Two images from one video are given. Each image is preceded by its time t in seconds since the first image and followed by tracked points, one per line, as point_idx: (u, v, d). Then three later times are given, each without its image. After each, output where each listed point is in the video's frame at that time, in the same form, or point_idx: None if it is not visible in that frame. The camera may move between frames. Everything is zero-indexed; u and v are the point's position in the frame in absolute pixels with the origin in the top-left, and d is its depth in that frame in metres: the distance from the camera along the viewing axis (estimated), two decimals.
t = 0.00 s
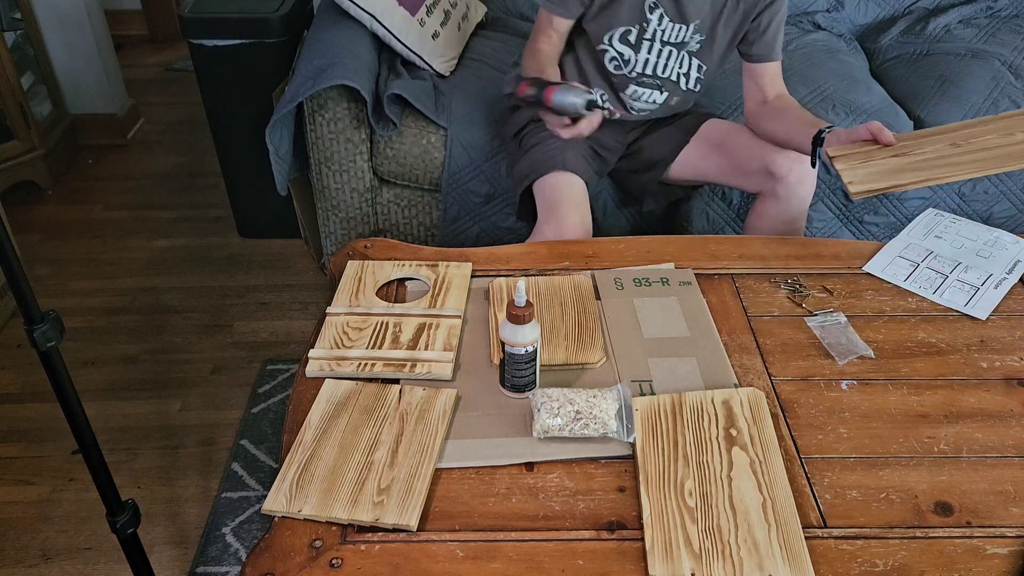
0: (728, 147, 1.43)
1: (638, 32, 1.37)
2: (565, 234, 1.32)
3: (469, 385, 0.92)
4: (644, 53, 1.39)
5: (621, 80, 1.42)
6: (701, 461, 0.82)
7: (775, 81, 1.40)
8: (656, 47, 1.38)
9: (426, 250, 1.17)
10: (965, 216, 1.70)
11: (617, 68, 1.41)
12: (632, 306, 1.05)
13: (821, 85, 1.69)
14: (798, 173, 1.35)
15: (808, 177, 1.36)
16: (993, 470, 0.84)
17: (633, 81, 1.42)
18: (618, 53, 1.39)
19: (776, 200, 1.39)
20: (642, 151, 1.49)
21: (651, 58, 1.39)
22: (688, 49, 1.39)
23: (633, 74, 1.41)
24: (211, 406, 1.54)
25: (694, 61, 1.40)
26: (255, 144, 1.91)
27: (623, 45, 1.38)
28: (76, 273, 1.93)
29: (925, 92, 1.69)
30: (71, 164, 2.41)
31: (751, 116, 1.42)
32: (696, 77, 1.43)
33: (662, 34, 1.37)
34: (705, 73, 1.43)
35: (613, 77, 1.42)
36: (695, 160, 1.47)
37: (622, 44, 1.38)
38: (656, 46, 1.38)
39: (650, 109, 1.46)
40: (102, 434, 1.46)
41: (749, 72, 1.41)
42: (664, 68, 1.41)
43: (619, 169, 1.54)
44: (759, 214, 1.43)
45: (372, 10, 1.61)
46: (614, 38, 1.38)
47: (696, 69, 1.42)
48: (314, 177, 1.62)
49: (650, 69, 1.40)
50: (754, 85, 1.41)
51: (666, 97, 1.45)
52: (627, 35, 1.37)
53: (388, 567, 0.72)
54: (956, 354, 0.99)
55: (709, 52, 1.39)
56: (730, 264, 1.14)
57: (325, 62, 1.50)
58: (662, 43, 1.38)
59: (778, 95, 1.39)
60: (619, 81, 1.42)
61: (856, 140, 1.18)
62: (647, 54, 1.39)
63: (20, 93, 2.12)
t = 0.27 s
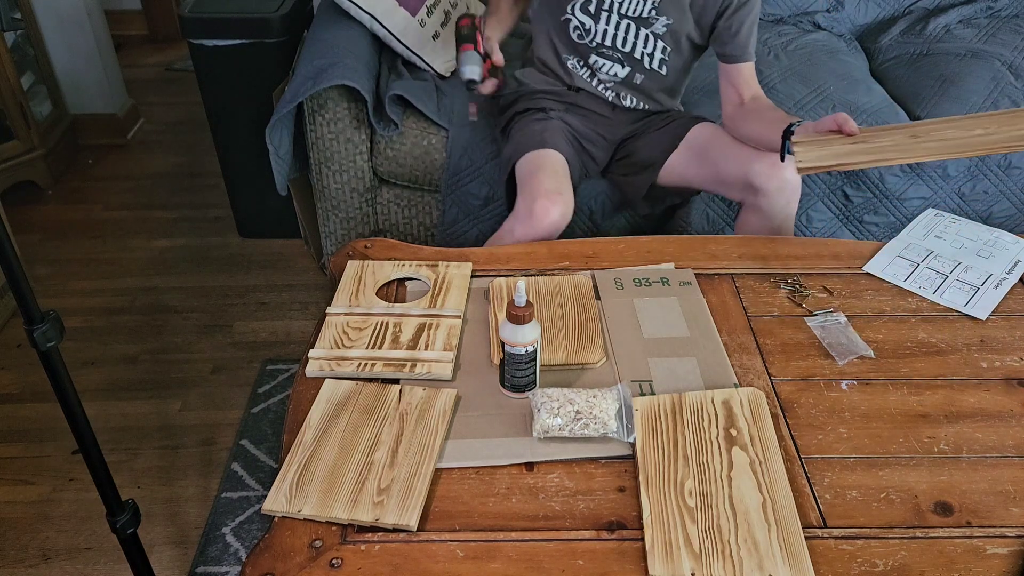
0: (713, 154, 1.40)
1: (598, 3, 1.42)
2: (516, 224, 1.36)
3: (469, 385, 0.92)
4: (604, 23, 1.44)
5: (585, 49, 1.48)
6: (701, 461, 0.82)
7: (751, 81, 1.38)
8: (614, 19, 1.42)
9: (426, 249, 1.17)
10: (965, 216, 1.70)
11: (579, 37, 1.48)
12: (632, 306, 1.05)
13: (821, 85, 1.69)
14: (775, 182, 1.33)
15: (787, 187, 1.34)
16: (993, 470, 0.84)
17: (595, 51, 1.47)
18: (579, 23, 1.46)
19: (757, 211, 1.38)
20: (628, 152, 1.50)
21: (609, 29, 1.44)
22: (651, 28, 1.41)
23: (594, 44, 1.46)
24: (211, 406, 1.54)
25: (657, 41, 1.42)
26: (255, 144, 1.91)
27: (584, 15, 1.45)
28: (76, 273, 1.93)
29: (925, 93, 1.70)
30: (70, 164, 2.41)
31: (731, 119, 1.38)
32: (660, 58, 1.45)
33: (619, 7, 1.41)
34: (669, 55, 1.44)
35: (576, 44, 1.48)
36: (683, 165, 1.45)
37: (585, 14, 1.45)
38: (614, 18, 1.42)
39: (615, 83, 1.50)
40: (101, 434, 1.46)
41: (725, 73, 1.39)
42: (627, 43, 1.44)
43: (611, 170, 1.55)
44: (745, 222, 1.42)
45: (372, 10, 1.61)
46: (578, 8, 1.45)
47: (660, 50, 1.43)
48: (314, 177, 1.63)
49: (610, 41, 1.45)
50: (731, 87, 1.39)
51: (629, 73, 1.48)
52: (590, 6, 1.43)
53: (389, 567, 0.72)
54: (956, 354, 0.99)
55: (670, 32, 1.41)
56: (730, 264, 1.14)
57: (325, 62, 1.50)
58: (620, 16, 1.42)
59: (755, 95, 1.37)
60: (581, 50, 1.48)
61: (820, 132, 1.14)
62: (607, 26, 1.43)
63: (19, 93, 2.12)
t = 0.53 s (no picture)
0: (673, 175, 1.35)
1: None
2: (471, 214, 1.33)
3: (469, 385, 0.92)
4: (576, 7, 1.43)
5: (561, 35, 1.47)
6: (701, 461, 0.82)
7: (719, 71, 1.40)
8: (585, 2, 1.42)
9: (426, 249, 1.17)
10: (964, 216, 1.70)
11: (553, 23, 1.46)
12: (632, 306, 1.05)
13: (821, 85, 1.69)
14: (720, 209, 1.27)
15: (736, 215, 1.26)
16: (993, 470, 0.84)
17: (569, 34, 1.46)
18: (552, 8, 1.45)
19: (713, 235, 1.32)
20: (608, 156, 1.50)
21: (581, 12, 1.43)
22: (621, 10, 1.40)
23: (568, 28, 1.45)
24: (211, 406, 1.54)
25: (626, 24, 1.41)
26: (255, 144, 1.91)
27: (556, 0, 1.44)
28: (76, 273, 1.93)
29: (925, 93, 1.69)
30: (71, 164, 2.41)
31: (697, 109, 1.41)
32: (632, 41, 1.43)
33: None
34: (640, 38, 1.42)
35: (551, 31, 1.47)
36: (650, 183, 1.42)
37: None
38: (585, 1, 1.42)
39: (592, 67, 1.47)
40: (101, 434, 1.46)
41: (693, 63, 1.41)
42: (599, 25, 1.43)
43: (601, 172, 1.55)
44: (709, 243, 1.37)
45: (372, 11, 1.61)
46: None
47: (631, 33, 1.42)
48: (314, 177, 1.63)
49: (583, 24, 1.44)
50: (698, 76, 1.42)
51: (606, 54, 1.46)
52: None
53: (388, 567, 0.72)
54: (956, 354, 0.99)
55: (640, 14, 1.40)
56: (730, 264, 1.14)
57: (325, 62, 1.50)
58: None
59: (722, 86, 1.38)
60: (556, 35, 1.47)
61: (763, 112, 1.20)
62: (579, 9, 1.43)
63: (20, 93, 2.12)
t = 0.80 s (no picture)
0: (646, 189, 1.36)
1: None
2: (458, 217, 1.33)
3: (469, 385, 0.92)
4: (559, 13, 1.43)
5: (547, 42, 1.46)
6: (701, 461, 0.82)
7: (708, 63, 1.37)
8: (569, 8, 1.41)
9: (426, 249, 1.17)
10: (964, 216, 1.70)
11: (538, 31, 1.46)
12: (632, 306, 1.05)
13: (821, 85, 1.69)
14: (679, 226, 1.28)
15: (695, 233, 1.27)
16: (994, 470, 0.84)
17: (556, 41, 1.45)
18: (536, 17, 1.44)
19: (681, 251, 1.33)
20: (602, 162, 1.50)
21: (566, 18, 1.42)
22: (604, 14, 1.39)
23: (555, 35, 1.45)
24: (211, 406, 1.54)
25: (609, 28, 1.40)
26: (254, 144, 1.91)
27: (539, 8, 1.43)
28: (77, 273, 1.93)
29: (925, 93, 1.69)
30: (70, 164, 2.41)
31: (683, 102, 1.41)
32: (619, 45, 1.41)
33: None
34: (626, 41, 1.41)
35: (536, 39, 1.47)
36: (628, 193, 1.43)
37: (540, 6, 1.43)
38: (569, 7, 1.41)
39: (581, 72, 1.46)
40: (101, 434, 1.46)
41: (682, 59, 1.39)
42: (585, 30, 1.42)
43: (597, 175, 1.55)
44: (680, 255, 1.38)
45: (372, 12, 1.61)
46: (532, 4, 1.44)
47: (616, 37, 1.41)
48: (314, 177, 1.63)
49: (569, 29, 1.43)
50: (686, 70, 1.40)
51: (594, 58, 1.45)
52: None
53: (388, 567, 0.72)
54: (955, 354, 0.99)
55: (625, 17, 1.39)
56: (730, 264, 1.14)
57: (324, 62, 1.50)
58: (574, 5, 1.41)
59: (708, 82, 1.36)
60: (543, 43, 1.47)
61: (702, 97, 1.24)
62: (563, 15, 1.42)
63: (20, 93, 2.12)
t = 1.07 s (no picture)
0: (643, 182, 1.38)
1: (542, 14, 1.41)
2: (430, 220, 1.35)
3: (469, 385, 0.92)
4: (550, 32, 1.42)
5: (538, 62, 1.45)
6: (701, 462, 0.82)
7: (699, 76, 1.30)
8: (561, 28, 1.41)
9: (426, 249, 1.17)
10: (964, 216, 1.70)
11: (529, 52, 1.45)
12: (632, 306, 1.05)
13: (820, 85, 1.69)
14: (677, 216, 1.30)
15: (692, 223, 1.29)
16: (994, 470, 0.84)
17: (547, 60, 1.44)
18: (528, 37, 1.43)
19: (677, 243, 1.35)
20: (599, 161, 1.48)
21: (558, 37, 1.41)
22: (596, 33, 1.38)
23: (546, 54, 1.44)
24: (210, 406, 1.54)
25: (603, 47, 1.39)
26: (254, 144, 1.91)
27: (531, 29, 1.42)
28: (77, 273, 1.93)
29: (925, 93, 1.69)
30: (70, 164, 2.41)
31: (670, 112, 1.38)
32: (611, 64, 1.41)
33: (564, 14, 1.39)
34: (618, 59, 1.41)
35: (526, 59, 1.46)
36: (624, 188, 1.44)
37: (532, 27, 1.42)
38: (561, 26, 1.41)
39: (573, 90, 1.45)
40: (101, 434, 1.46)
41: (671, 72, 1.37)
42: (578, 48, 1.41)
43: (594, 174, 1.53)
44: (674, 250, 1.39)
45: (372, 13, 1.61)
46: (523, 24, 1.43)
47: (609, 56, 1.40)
48: (314, 177, 1.63)
49: (561, 47, 1.42)
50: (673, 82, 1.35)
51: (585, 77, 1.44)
52: (533, 19, 1.41)
53: (388, 567, 0.72)
54: (955, 354, 0.99)
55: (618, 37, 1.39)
56: (730, 264, 1.14)
57: (324, 62, 1.50)
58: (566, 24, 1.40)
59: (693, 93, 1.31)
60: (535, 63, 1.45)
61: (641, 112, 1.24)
62: (554, 35, 1.42)
63: (20, 93, 2.12)
